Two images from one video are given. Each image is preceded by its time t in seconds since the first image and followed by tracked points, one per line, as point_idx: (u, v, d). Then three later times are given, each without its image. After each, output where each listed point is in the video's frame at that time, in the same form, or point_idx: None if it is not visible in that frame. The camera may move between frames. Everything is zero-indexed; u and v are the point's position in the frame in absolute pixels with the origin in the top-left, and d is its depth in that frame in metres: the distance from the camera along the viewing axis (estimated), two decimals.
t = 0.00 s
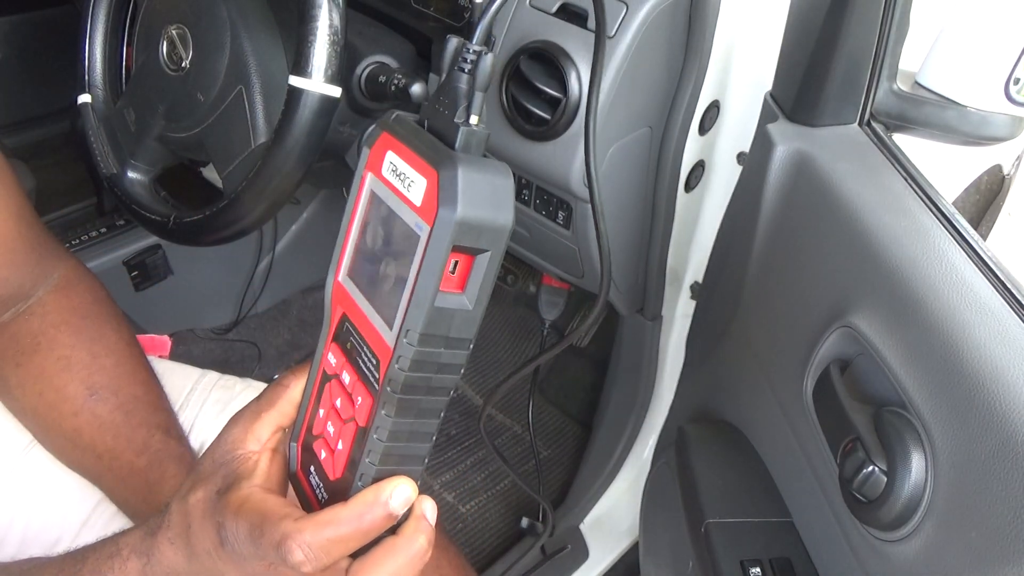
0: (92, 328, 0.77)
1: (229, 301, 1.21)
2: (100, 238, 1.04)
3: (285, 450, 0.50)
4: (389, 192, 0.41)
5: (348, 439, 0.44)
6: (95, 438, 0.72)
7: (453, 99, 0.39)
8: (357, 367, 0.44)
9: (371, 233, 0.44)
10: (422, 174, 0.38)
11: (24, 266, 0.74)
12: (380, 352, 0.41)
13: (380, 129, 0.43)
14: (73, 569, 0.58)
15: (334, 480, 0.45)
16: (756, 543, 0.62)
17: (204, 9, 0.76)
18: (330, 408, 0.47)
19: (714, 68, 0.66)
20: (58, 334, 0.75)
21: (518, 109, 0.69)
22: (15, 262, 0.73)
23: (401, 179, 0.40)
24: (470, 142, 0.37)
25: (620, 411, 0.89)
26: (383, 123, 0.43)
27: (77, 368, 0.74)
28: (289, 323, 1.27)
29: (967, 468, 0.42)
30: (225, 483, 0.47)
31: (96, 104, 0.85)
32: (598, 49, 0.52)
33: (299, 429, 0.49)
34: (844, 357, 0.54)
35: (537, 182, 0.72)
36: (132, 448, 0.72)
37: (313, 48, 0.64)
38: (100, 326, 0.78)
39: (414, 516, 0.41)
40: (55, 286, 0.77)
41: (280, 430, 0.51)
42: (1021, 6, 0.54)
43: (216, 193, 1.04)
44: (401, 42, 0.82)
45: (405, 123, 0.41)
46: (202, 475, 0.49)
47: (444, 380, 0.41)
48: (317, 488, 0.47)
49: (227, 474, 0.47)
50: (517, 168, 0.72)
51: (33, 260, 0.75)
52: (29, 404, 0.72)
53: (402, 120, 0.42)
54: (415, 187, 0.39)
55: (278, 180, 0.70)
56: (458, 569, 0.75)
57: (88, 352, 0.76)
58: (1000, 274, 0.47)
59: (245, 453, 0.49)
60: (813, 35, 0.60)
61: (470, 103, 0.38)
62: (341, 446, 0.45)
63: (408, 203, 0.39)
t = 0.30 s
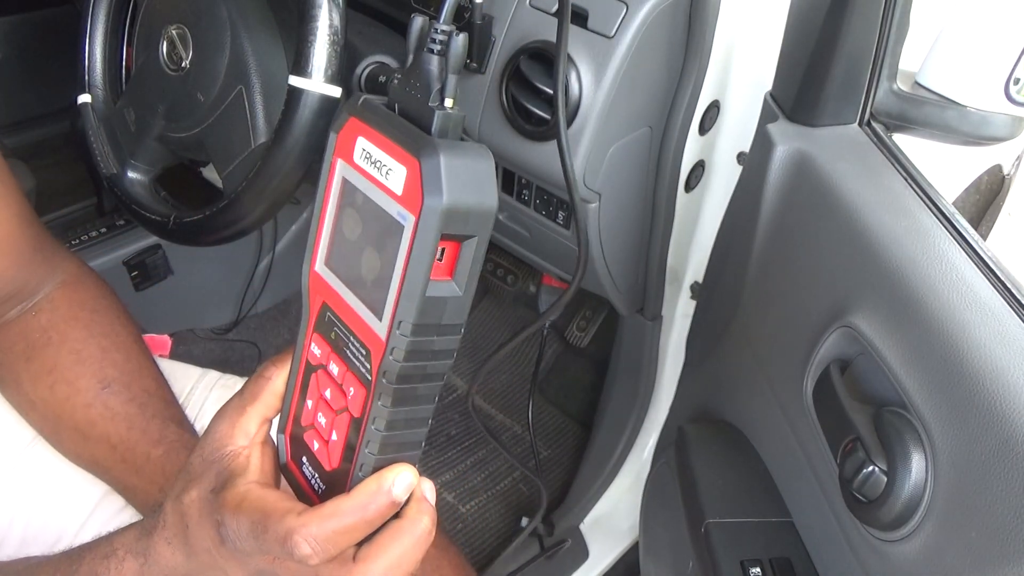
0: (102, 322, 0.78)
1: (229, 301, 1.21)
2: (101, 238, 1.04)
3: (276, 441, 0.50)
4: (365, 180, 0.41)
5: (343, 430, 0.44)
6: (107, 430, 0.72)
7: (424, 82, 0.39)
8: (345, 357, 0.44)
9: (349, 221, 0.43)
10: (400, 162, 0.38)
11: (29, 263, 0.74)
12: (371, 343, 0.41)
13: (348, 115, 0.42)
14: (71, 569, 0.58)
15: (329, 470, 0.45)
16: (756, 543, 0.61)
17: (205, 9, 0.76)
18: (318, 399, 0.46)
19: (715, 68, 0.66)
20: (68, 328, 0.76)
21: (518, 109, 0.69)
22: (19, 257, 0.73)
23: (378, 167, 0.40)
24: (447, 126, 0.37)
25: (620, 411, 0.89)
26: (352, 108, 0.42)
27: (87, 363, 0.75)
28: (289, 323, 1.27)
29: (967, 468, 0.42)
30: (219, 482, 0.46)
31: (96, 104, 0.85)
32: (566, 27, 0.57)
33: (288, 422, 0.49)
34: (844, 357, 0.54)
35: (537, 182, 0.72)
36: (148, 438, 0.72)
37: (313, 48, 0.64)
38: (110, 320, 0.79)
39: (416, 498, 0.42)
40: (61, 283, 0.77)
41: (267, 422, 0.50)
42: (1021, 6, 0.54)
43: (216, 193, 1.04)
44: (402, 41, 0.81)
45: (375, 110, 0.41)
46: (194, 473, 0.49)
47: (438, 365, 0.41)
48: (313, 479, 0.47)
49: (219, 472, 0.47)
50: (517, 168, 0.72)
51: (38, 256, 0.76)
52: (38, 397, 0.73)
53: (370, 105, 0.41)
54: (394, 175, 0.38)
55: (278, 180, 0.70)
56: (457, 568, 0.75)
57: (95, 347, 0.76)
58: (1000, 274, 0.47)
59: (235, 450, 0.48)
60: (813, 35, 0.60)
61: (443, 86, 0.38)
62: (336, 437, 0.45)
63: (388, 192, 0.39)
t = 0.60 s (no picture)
0: (95, 319, 0.78)
1: (229, 301, 1.21)
2: (101, 238, 1.04)
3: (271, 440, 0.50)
4: (357, 178, 0.41)
5: (340, 430, 0.44)
6: (117, 423, 0.72)
7: (416, 80, 0.37)
8: (340, 356, 0.44)
9: (344, 220, 0.43)
10: (392, 160, 0.37)
11: (24, 263, 0.74)
12: (366, 342, 0.41)
13: (337, 112, 0.42)
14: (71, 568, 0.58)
15: (325, 468, 0.45)
16: (756, 543, 0.61)
17: (205, 9, 0.76)
18: (314, 398, 0.46)
19: (715, 67, 0.66)
20: (65, 327, 0.75)
21: (518, 110, 0.69)
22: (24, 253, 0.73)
23: (370, 165, 0.39)
24: (439, 123, 0.37)
25: (620, 411, 0.89)
26: (342, 106, 0.42)
27: (79, 365, 0.75)
28: (289, 323, 1.27)
29: (966, 468, 0.42)
30: (217, 482, 0.46)
31: (96, 104, 0.85)
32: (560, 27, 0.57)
33: (283, 421, 0.49)
34: (844, 357, 0.54)
35: (537, 182, 0.72)
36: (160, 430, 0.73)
37: (313, 48, 0.64)
38: (103, 317, 0.78)
39: (415, 497, 0.42)
40: (52, 280, 0.77)
41: (262, 421, 0.50)
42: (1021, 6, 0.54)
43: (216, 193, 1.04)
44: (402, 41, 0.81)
45: (365, 107, 0.40)
46: (191, 473, 0.49)
47: (434, 364, 0.41)
48: (310, 478, 0.47)
49: (216, 472, 0.47)
50: (517, 168, 0.72)
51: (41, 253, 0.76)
52: (37, 396, 0.72)
53: (359, 101, 0.41)
54: (387, 174, 0.38)
55: (278, 180, 0.70)
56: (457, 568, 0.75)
57: (88, 343, 0.76)
58: (1000, 274, 0.47)
59: (231, 451, 0.48)
60: (813, 36, 0.60)
61: (434, 84, 0.37)
62: (333, 437, 0.45)
63: (381, 191, 0.39)
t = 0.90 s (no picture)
0: (94, 330, 0.75)
1: (229, 301, 1.21)
2: (101, 238, 1.03)
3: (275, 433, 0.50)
4: (362, 169, 0.41)
5: (335, 419, 0.44)
6: (97, 445, 0.70)
7: (422, 72, 0.38)
8: (340, 348, 0.44)
9: (349, 213, 0.43)
10: (394, 149, 0.37)
11: (24, 266, 0.72)
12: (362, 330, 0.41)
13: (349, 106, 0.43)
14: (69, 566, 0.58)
15: (320, 460, 0.45)
16: (755, 543, 0.61)
17: (205, 9, 0.76)
18: (315, 389, 0.46)
19: (715, 67, 0.66)
20: (58, 337, 0.73)
21: (518, 110, 0.69)
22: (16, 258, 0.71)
23: (374, 155, 0.40)
24: (442, 115, 0.37)
25: (620, 412, 0.89)
26: (354, 101, 0.42)
27: (76, 376, 0.73)
28: (289, 323, 1.27)
29: (967, 467, 0.42)
30: (215, 469, 0.47)
31: (95, 104, 0.85)
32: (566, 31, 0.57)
33: (286, 412, 0.49)
34: (844, 357, 0.54)
35: (537, 182, 0.72)
36: (135, 457, 0.70)
37: (313, 48, 0.64)
38: (101, 327, 0.76)
39: (404, 493, 0.41)
40: (53, 287, 0.75)
41: (268, 414, 0.50)
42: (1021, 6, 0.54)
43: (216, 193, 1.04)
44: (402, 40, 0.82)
45: (373, 101, 0.41)
46: (192, 461, 0.49)
47: (427, 355, 0.41)
48: (306, 469, 0.47)
49: (216, 459, 0.48)
50: (517, 168, 0.72)
51: (34, 258, 0.73)
52: (28, 407, 0.70)
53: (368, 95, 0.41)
54: (388, 163, 0.38)
55: (278, 179, 0.70)
56: (457, 569, 0.75)
57: (83, 358, 0.74)
58: (1000, 274, 0.47)
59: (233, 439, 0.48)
60: (812, 36, 0.60)
61: (440, 76, 0.38)
62: (328, 426, 0.44)
63: (383, 180, 0.39)
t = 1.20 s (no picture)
0: (91, 333, 0.75)
1: (229, 301, 1.21)
2: (101, 238, 1.03)
3: (287, 434, 0.50)
4: (380, 167, 0.36)
5: (331, 421, 0.41)
6: (89, 454, 0.70)
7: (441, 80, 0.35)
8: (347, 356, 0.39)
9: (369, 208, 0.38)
10: (406, 151, 0.33)
11: (25, 268, 0.72)
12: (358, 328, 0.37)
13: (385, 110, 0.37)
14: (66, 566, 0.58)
15: (316, 458, 0.42)
16: (755, 543, 0.61)
17: (205, 9, 0.76)
18: (322, 394, 0.43)
19: (715, 67, 0.66)
20: (54, 342, 0.73)
21: (518, 110, 0.69)
22: (16, 261, 0.71)
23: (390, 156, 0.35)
24: (456, 125, 0.33)
25: (620, 412, 0.89)
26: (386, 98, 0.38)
27: (71, 382, 0.72)
28: (289, 323, 1.27)
29: (967, 467, 0.42)
30: (221, 458, 0.46)
31: (96, 104, 0.85)
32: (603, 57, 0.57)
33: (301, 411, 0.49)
34: (844, 357, 0.54)
35: (537, 182, 0.72)
36: (124, 469, 0.69)
37: (313, 48, 0.64)
38: (99, 331, 0.76)
39: (386, 503, 0.40)
40: (53, 290, 0.75)
41: (285, 414, 0.51)
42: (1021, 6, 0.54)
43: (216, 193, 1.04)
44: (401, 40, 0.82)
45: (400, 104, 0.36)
46: (203, 449, 0.49)
47: (416, 359, 0.36)
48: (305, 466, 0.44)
49: (224, 448, 0.47)
50: (518, 168, 0.72)
51: (33, 261, 0.73)
52: (23, 413, 0.70)
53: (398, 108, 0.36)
54: (400, 165, 0.34)
55: (278, 179, 0.70)
56: (457, 569, 0.75)
57: (79, 364, 0.73)
58: (1000, 274, 0.47)
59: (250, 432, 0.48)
60: (813, 36, 0.60)
61: (458, 82, 0.34)
62: (325, 426, 0.41)
63: (392, 182, 0.34)
